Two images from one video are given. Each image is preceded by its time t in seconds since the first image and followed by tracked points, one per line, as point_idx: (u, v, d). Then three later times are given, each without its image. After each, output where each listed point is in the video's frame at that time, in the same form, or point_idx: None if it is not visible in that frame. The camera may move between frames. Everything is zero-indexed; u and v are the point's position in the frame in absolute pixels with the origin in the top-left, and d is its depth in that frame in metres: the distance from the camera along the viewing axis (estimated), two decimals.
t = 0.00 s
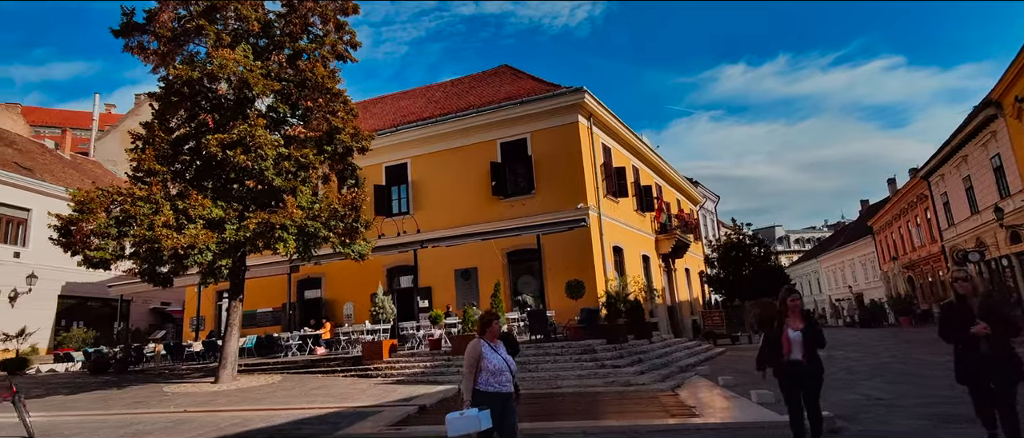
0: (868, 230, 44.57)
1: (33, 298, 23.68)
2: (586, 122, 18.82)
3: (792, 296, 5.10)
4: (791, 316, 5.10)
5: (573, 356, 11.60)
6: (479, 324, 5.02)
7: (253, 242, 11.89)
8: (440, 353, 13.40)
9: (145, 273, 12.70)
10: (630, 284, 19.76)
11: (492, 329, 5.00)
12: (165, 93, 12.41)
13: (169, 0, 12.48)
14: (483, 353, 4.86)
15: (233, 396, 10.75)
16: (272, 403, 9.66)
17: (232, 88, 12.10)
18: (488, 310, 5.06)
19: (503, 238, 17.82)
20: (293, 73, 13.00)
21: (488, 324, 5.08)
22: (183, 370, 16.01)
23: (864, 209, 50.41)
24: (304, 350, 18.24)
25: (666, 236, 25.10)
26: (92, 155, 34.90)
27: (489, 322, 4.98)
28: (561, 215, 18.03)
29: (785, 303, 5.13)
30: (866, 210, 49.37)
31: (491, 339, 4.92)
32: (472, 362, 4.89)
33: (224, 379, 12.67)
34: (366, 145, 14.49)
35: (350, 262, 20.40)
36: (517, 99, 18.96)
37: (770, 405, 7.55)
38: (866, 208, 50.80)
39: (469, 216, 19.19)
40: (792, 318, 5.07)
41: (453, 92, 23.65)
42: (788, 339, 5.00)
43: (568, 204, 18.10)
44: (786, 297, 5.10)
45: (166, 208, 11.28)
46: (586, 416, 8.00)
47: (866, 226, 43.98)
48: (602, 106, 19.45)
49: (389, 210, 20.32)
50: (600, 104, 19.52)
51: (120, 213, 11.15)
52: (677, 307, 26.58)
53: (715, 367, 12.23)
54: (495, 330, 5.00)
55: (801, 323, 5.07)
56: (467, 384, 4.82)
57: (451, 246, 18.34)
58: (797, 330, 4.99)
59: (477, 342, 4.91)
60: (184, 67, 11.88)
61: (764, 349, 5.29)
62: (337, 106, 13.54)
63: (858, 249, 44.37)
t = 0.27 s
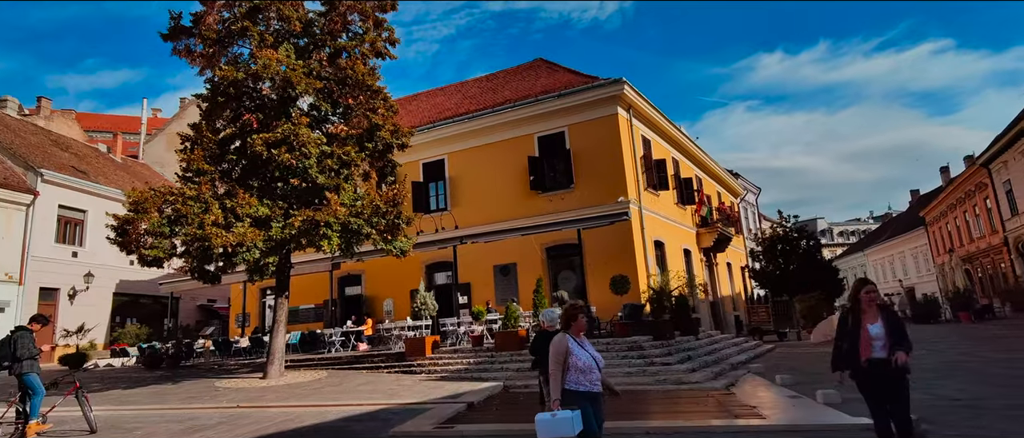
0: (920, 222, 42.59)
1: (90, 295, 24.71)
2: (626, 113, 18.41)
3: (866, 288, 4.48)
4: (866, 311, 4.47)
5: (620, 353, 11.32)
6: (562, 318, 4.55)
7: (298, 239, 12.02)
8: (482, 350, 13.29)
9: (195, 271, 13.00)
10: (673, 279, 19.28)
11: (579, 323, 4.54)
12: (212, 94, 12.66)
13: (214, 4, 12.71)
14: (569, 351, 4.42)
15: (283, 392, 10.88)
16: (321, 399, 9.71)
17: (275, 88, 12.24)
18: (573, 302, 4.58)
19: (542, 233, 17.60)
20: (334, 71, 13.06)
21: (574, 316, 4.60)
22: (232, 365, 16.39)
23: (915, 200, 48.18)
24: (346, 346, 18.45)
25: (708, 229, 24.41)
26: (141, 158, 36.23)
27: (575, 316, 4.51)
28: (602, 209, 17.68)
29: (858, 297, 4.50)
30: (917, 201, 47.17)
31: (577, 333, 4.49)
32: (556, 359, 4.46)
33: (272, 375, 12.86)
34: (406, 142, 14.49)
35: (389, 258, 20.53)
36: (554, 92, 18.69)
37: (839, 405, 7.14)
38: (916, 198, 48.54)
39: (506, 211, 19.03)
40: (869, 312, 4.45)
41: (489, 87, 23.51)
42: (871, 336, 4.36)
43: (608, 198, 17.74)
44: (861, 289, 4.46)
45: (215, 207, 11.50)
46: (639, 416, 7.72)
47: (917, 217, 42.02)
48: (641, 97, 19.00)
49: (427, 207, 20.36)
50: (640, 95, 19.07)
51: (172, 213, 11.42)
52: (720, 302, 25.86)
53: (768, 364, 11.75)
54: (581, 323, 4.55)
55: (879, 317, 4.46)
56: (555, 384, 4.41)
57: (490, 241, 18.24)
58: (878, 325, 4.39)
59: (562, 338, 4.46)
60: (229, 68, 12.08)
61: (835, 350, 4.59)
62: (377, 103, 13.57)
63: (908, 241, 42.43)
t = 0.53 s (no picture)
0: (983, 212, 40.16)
1: (147, 291, 25.77)
2: (670, 102, 17.91)
3: (965, 277, 4.05)
4: (967, 305, 4.06)
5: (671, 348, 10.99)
6: (651, 309, 4.56)
7: (344, 234, 12.13)
8: (527, 345, 13.12)
9: (245, 266, 13.28)
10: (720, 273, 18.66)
11: (670, 316, 4.54)
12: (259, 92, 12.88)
13: (259, 3, 12.92)
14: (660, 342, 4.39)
15: (332, 385, 10.98)
16: (370, 392, 9.73)
17: (320, 84, 12.36)
18: (662, 293, 4.58)
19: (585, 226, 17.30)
20: (376, 66, 13.08)
21: (664, 309, 4.60)
22: (281, 358, 16.75)
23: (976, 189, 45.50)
24: (389, 341, 18.60)
25: (755, 222, 23.56)
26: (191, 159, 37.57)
27: (666, 308, 4.50)
28: (646, 201, 17.26)
29: (955, 287, 4.08)
30: (979, 190, 44.50)
31: (671, 327, 4.47)
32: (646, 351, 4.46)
33: (320, 368, 13.05)
34: (447, 135, 14.44)
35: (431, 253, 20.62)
36: (595, 83, 18.35)
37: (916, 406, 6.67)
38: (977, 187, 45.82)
39: (548, 205, 18.81)
40: (971, 306, 4.03)
41: (527, 80, 23.28)
42: (973, 334, 3.98)
43: (653, 190, 17.30)
44: (961, 279, 4.03)
45: (265, 203, 11.72)
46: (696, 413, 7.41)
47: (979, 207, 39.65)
48: (685, 85, 18.45)
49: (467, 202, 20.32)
50: (684, 84, 18.52)
51: (223, 208, 11.68)
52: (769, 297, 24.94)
53: (829, 361, 11.18)
54: (674, 317, 4.53)
55: (984, 311, 4.03)
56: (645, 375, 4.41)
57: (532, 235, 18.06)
58: (982, 321, 3.98)
59: (652, 330, 4.46)
60: (276, 66, 12.27)
61: (930, 347, 4.22)
62: (419, 97, 13.57)
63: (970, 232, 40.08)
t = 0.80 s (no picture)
0: None
1: (194, 286, 26.59)
2: (713, 91, 17.29)
3: None
4: None
5: (721, 346, 10.59)
6: (749, 301, 4.20)
7: (385, 230, 12.11)
8: (569, 341, 12.86)
9: (288, 262, 13.43)
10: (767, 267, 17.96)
11: (773, 311, 4.16)
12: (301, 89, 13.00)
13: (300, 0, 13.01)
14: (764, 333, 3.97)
15: (375, 380, 10.97)
16: (414, 388, 9.65)
17: (360, 79, 12.37)
18: (762, 285, 4.24)
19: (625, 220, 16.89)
20: (415, 60, 13.04)
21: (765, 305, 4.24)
22: (324, 353, 16.97)
23: None
24: (428, 336, 18.59)
25: (803, 214, 22.62)
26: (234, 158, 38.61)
27: (768, 299, 4.13)
28: (688, 193, 16.72)
29: None
30: None
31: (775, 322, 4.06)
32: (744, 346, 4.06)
33: (363, 363, 13.11)
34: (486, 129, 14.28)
35: (469, 248, 20.55)
36: (635, 72, 17.86)
37: (1006, 412, 6.13)
38: None
39: (587, 198, 18.44)
40: None
41: (563, 72, 22.89)
42: None
43: (696, 182, 16.73)
44: None
45: (307, 199, 11.81)
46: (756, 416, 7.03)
47: None
48: (730, 73, 17.78)
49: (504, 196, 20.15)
50: (728, 71, 17.85)
51: (267, 205, 11.81)
52: (817, 293, 23.93)
53: (893, 360, 10.54)
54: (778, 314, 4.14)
55: None
56: (746, 370, 3.97)
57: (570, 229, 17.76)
58: None
59: (753, 322, 4.09)
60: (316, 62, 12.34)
61: None
62: (458, 90, 13.45)
63: None
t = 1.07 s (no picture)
0: None
1: (231, 279, 27.14)
2: (753, 77, 16.68)
3: None
4: None
5: (768, 340, 10.17)
6: (864, 291, 4.13)
7: (420, 221, 12.01)
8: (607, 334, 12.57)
9: (323, 254, 13.48)
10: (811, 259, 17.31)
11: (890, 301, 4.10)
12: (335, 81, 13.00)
13: None
14: (886, 326, 3.94)
15: (412, 372, 10.89)
16: (452, 381, 9.53)
17: (393, 70, 12.28)
18: (876, 274, 4.15)
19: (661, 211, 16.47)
20: (448, 50, 12.92)
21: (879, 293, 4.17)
22: (358, 344, 17.06)
23: None
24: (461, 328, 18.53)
25: (846, 204, 21.76)
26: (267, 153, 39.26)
27: (885, 291, 4.05)
28: (727, 183, 16.20)
29: None
30: None
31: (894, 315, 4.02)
32: (862, 336, 4.10)
33: (398, 355, 13.08)
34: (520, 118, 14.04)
35: (500, 241, 20.40)
36: (671, 59, 17.37)
37: None
38: None
39: (621, 189, 18.07)
40: None
41: (595, 61, 22.46)
42: None
43: (735, 171, 16.20)
44: None
45: (343, 191, 11.79)
46: (814, 413, 6.66)
47: None
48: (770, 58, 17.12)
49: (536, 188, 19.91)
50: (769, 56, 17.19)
51: (303, 197, 11.84)
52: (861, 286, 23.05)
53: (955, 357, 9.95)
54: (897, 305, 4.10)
55: None
56: (863, 361, 4.04)
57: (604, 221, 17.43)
58: None
59: (870, 310, 4.06)
60: (350, 53, 12.29)
61: None
62: (492, 79, 13.25)
63: None
